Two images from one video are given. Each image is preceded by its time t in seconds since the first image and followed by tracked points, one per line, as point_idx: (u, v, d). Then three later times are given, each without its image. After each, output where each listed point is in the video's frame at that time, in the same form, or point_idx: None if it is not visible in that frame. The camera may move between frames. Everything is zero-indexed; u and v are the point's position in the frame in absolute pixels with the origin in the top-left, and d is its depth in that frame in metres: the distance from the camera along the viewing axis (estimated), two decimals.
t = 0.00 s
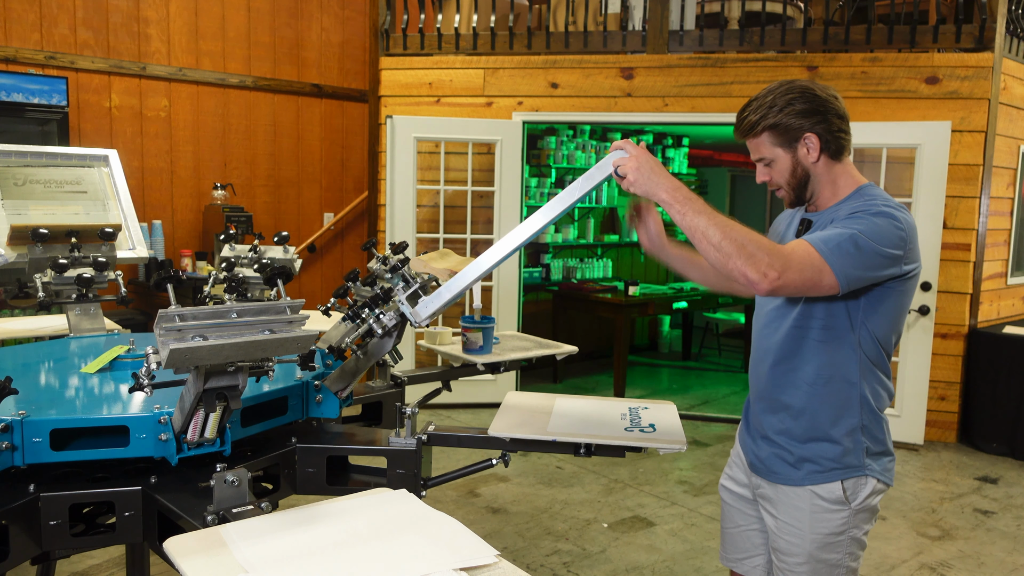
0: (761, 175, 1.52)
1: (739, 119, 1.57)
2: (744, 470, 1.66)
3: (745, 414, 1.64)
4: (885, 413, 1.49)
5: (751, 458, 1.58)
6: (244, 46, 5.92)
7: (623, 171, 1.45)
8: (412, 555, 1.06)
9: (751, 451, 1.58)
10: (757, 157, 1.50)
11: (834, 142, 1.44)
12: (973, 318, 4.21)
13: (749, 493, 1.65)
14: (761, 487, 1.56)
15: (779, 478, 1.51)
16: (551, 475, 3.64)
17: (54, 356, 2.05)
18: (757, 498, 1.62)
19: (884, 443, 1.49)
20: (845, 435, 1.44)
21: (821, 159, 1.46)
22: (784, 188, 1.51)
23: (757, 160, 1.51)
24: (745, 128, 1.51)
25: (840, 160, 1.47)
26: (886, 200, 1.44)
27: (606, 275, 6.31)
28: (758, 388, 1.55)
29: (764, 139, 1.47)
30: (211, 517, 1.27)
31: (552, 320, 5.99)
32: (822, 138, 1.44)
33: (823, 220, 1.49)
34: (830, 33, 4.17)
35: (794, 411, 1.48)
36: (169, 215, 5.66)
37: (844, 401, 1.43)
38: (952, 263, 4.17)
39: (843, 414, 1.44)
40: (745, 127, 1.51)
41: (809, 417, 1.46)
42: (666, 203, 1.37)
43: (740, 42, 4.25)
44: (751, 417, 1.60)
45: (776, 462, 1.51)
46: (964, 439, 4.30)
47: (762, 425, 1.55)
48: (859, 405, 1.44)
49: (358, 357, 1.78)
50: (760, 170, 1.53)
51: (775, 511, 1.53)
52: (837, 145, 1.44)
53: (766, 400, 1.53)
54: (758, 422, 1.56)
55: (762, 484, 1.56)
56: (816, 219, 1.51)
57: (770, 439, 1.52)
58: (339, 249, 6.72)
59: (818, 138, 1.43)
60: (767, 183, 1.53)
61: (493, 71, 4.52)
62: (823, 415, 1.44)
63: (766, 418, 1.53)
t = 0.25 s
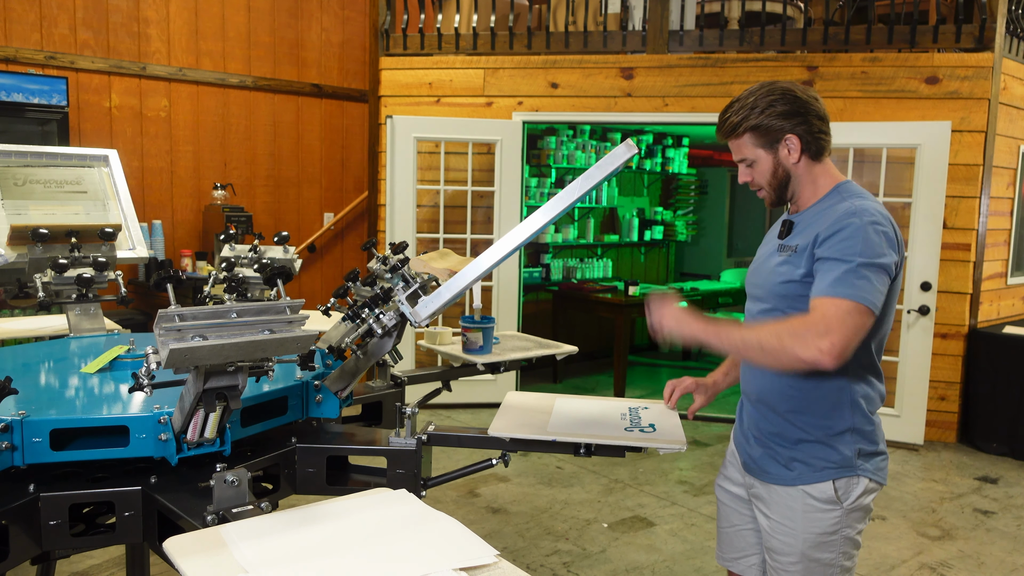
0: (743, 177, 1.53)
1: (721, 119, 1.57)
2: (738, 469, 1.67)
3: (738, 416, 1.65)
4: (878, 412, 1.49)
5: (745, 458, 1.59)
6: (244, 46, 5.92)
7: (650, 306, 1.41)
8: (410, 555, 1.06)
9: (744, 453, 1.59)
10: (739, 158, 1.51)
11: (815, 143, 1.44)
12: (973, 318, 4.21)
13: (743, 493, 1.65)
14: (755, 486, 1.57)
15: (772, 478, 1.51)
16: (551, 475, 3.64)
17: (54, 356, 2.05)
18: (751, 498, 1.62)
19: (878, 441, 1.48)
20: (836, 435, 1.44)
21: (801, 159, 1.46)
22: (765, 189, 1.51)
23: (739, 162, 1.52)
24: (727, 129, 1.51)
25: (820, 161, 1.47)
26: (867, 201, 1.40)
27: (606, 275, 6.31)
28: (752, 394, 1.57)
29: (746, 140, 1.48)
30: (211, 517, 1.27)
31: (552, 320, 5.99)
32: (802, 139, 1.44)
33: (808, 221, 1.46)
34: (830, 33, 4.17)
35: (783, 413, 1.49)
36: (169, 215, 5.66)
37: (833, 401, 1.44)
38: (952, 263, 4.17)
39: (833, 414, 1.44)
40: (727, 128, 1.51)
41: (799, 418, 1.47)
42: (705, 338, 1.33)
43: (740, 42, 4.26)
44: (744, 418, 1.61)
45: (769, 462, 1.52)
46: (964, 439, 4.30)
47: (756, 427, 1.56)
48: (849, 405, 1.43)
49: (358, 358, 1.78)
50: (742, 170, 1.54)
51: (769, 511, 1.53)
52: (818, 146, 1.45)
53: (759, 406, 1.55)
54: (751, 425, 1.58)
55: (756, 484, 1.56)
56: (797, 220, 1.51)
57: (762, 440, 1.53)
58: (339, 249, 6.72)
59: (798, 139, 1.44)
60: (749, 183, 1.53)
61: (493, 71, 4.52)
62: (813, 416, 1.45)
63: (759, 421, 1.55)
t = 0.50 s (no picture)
0: (735, 180, 1.54)
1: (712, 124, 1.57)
2: (739, 470, 1.67)
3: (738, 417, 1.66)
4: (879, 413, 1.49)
5: (746, 459, 1.59)
6: (244, 46, 5.92)
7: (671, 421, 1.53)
8: (410, 555, 1.06)
9: (745, 453, 1.59)
10: (730, 162, 1.52)
11: (804, 144, 1.45)
12: (973, 318, 4.21)
13: (744, 494, 1.65)
14: (756, 487, 1.57)
15: (773, 478, 1.51)
16: (551, 475, 3.64)
17: (54, 356, 2.05)
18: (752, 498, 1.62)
19: (879, 443, 1.48)
20: (836, 436, 1.44)
21: (791, 161, 1.47)
22: (756, 191, 1.52)
23: (731, 166, 1.53)
24: (716, 133, 1.52)
25: (810, 161, 1.47)
26: (857, 205, 1.40)
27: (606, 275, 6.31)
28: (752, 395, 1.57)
29: (735, 145, 1.49)
30: (211, 517, 1.27)
31: (552, 320, 5.99)
32: (791, 141, 1.45)
33: (800, 224, 1.46)
34: (830, 33, 4.17)
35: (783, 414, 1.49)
36: (169, 215, 5.66)
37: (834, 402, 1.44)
38: (952, 263, 4.17)
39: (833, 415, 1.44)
40: (716, 132, 1.52)
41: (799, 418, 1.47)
42: (728, 425, 1.42)
43: (740, 42, 4.25)
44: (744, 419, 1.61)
45: (770, 463, 1.52)
46: (964, 439, 4.30)
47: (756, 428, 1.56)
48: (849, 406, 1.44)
49: (358, 359, 1.78)
50: (734, 174, 1.55)
51: (770, 511, 1.53)
52: (807, 146, 1.45)
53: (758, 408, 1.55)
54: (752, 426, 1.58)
55: (757, 484, 1.56)
56: (789, 222, 1.51)
57: (762, 441, 1.53)
58: (339, 249, 6.72)
59: (787, 141, 1.44)
60: (741, 186, 1.54)
61: (493, 71, 4.52)
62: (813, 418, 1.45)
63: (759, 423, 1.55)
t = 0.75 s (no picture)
0: (735, 180, 1.54)
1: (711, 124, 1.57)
2: (738, 470, 1.67)
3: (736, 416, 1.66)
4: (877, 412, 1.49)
5: (745, 458, 1.59)
6: (244, 46, 5.92)
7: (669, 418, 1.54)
8: (410, 555, 1.06)
9: (744, 452, 1.59)
10: (729, 163, 1.52)
11: (802, 144, 1.45)
12: (973, 318, 4.21)
13: (744, 493, 1.65)
14: (756, 486, 1.56)
15: (773, 477, 1.51)
16: (551, 475, 3.64)
17: (54, 356, 2.05)
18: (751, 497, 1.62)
19: (877, 442, 1.49)
20: (835, 434, 1.44)
21: (790, 161, 1.47)
22: (755, 191, 1.52)
23: (730, 166, 1.53)
24: (714, 133, 1.52)
25: (809, 162, 1.47)
26: (857, 205, 1.40)
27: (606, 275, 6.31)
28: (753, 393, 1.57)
29: (733, 146, 1.49)
30: (211, 517, 1.27)
31: (552, 320, 5.99)
32: (790, 141, 1.45)
33: (800, 224, 1.46)
34: (830, 33, 4.16)
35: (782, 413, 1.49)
36: (169, 215, 5.65)
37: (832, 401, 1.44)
38: (952, 263, 4.17)
39: (832, 414, 1.44)
40: (715, 132, 1.52)
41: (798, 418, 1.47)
42: (722, 422, 1.43)
43: (740, 42, 4.25)
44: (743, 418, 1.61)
45: (769, 462, 1.52)
46: (964, 439, 4.30)
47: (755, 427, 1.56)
48: (848, 405, 1.44)
49: (358, 359, 1.78)
50: (733, 175, 1.55)
51: (770, 510, 1.53)
52: (806, 147, 1.45)
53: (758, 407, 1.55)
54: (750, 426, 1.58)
55: (756, 483, 1.56)
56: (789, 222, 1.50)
57: (762, 440, 1.53)
58: (339, 249, 6.72)
59: (785, 141, 1.44)
60: (740, 187, 1.54)
61: (493, 71, 4.52)
62: (812, 416, 1.45)
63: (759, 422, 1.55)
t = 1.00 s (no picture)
0: (733, 176, 1.53)
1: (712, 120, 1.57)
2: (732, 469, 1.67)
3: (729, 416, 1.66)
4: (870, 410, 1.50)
5: (739, 458, 1.59)
6: (244, 46, 5.92)
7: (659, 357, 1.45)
8: (410, 555, 1.06)
9: (738, 452, 1.59)
10: (728, 158, 1.51)
11: (802, 143, 1.45)
12: (973, 318, 4.21)
13: (738, 492, 1.65)
14: (750, 485, 1.56)
15: (767, 477, 1.51)
16: (551, 475, 3.64)
17: (54, 356, 2.05)
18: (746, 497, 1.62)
19: (870, 440, 1.49)
20: (830, 433, 1.45)
21: (789, 160, 1.47)
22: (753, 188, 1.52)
23: (729, 162, 1.52)
24: (716, 127, 1.51)
25: (808, 161, 1.48)
26: (858, 206, 1.40)
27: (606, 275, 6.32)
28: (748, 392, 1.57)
29: (733, 141, 1.49)
30: (211, 517, 1.27)
31: (552, 320, 5.99)
32: (790, 140, 1.45)
33: (799, 224, 1.46)
34: (830, 33, 4.16)
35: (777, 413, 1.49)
36: (169, 215, 5.66)
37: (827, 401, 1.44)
38: (952, 263, 4.17)
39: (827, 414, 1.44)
40: (716, 126, 1.51)
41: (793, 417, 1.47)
42: (720, 384, 1.38)
43: (740, 42, 4.25)
44: (737, 418, 1.61)
45: (763, 461, 1.52)
46: (964, 439, 4.30)
47: (749, 427, 1.56)
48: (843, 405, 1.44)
49: (358, 359, 1.78)
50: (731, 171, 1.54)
51: (765, 509, 1.53)
52: (805, 146, 1.45)
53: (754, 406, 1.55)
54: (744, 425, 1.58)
55: (751, 483, 1.56)
56: (786, 221, 1.50)
57: (756, 440, 1.53)
58: (339, 249, 6.72)
59: (786, 139, 1.44)
60: (738, 182, 1.54)
61: (493, 71, 4.52)
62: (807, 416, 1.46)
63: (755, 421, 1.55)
